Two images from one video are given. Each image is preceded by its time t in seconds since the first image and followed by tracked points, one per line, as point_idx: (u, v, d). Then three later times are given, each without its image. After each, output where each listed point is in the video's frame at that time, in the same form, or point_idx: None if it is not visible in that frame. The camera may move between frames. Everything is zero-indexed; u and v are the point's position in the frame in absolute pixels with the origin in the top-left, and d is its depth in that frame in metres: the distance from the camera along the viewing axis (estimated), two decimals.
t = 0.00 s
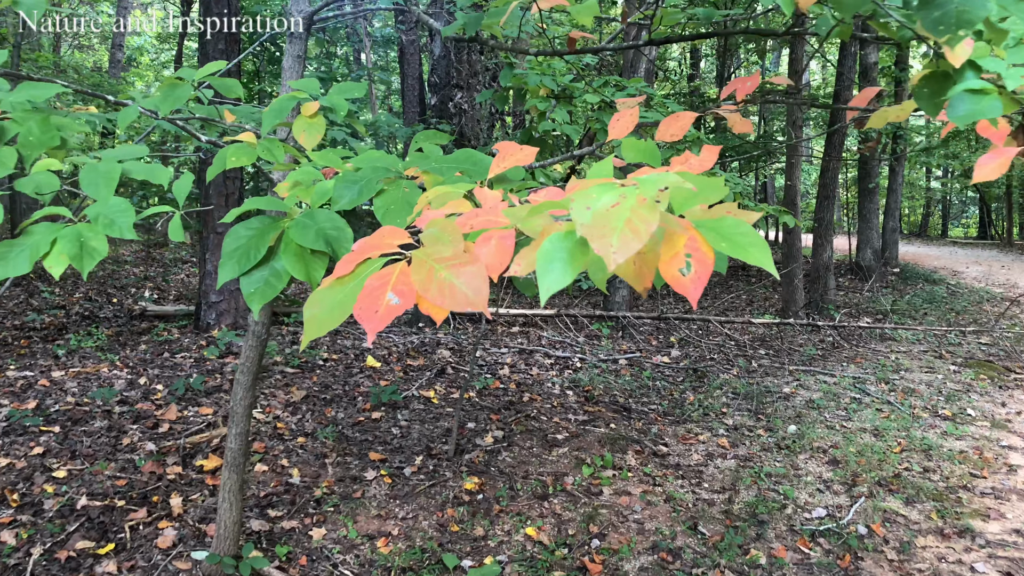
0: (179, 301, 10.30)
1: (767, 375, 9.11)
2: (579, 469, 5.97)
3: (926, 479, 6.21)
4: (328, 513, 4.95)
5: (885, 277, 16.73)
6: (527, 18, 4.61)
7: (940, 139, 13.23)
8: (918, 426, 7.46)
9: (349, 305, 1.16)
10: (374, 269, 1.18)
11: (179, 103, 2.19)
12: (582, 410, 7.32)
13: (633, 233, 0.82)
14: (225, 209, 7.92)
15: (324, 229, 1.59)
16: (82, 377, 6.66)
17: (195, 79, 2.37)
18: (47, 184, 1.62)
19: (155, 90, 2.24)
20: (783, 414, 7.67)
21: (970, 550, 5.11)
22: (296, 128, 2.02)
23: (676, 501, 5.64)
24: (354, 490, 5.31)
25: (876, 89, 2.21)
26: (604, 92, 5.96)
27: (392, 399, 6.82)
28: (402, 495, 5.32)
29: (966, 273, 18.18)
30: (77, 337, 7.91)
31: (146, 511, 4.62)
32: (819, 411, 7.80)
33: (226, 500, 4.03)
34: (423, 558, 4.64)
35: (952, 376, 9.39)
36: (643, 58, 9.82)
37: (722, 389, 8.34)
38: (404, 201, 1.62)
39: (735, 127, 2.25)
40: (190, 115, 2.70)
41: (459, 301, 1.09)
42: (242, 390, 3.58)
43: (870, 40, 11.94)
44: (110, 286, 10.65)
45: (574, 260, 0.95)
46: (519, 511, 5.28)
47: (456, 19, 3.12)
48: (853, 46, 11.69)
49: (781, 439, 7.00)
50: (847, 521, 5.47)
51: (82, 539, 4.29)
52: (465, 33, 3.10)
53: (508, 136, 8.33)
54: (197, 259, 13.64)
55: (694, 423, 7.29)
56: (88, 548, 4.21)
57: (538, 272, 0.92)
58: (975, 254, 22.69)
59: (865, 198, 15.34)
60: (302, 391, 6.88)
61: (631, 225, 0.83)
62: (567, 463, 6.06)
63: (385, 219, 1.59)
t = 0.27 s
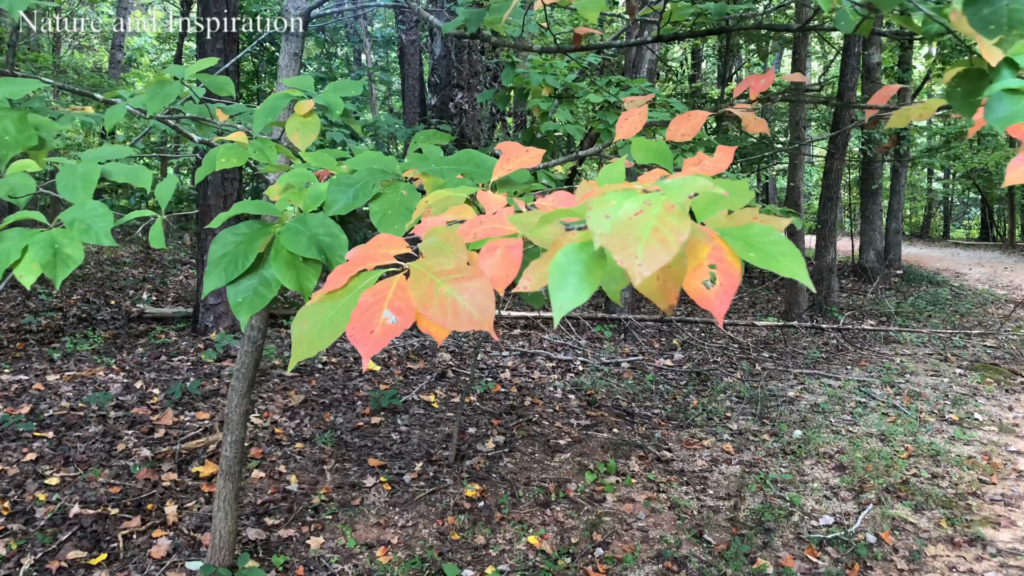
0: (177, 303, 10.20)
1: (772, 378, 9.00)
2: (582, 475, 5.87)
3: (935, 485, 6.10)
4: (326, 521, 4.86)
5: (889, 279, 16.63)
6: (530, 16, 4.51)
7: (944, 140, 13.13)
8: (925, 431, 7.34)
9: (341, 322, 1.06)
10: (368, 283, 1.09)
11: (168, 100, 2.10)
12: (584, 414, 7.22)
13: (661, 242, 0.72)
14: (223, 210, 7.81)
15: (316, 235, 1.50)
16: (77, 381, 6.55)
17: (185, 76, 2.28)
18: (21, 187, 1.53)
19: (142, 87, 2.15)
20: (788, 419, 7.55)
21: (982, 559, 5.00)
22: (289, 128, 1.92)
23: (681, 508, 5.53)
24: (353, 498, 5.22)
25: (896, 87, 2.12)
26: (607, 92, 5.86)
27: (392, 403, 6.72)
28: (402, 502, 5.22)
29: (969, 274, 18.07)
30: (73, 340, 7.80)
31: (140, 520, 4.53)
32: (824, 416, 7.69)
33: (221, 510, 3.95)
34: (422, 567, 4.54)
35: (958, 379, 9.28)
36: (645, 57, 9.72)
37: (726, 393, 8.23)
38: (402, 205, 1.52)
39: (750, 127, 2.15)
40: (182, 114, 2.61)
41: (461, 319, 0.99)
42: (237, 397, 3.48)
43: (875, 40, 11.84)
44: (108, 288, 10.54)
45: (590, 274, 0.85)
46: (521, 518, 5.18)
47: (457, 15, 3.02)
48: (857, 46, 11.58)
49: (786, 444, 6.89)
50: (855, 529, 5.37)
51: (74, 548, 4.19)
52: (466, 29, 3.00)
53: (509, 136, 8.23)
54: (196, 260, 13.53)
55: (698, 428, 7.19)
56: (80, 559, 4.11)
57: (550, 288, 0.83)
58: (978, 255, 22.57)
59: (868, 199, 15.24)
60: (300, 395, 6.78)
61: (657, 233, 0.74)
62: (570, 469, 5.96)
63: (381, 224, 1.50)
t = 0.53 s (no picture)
0: (176, 306, 10.12)
1: (777, 381, 8.91)
2: (587, 481, 5.78)
3: (944, 491, 6.00)
4: (327, 528, 4.79)
5: (892, 281, 16.53)
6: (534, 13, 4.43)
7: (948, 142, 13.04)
8: (933, 435, 7.22)
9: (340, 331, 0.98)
10: (370, 290, 1.00)
11: (161, 99, 2.02)
12: (588, 418, 7.13)
13: (703, 247, 0.64)
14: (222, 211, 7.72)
15: (316, 239, 1.42)
16: (75, 384, 6.46)
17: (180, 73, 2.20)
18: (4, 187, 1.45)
19: (135, 85, 2.07)
20: (794, 423, 7.45)
21: (994, 567, 4.90)
22: (287, 126, 1.84)
23: (688, 515, 5.45)
24: (354, 504, 5.13)
25: (921, 83, 2.03)
26: (612, 91, 5.78)
27: (393, 407, 6.64)
28: (404, 509, 5.14)
29: (973, 276, 17.97)
30: (71, 343, 7.71)
31: (137, 527, 4.44)
32: (831, 420, 7.59)
33: (219, 517, 3.87)
34: None
35: (965, 382, 9.18)
36: (649, 57, 9.63)
37: (731, 396, 8.13)
38: (406, 206, 1.44)
39: (768, 125, 2.06)
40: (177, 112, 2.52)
41: (472, 329, 0.91)
42: (235, 402, 3.38)
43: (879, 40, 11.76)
44: (107, 290, 10.44)
45: (617, 281, 0.76)
46: (525, 525, 5.09)
47: (461, 12, 2.93)
48: (861, 46, 11.49)
49: (793, 449, 6.80)
50: (865, 536, 5.28)
51: (70, 557, 4.10)
52: (470, 25, 2.92)
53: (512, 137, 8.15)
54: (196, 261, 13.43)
55: (703, 432, 7.10)
56: (76, 568, 4.03)
57: (574, 298, 0.74)
58: (981, 257, 22.47)
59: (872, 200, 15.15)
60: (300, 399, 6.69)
61: (698, 236, 0.65)
62: (574, 474, 5.88)
63: (384, 227, 1.41)
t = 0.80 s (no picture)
0: (176, 306, 10.01)
1: (783, 382, 8.80)
2: (593, 485, 5.68)
3: (956, 495, 5.89)
4: (329, 533, 4.70)
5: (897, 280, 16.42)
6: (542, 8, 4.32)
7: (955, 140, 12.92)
8: (943, 438, 7.09)
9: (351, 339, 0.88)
10: (384, 294, 0.90)
11: (157, 91, 1.92)
12: (593, 420, 7.03)
13: (787, 250, 0.54)
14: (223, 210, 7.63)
15: (321, 239, 1.32)
16: (73, 386, 6.36)
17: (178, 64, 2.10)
18: None
19: (129, 77, 1.97)
20: (801, 425, 7.34)
21: (1009, 574, 4.79)
22: (290, 120, 1.74)
23: (696, 520, 5.35)
24: (356, 509, 5.04)
25: (956, 76, 1.91)
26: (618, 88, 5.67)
27: (396, 409, 6.54)
28: (407, 514, 5.05)
29: (978, 276, 17.85)
30: (69, 344, 7.60)
31: (135, 533, 4.34)
32: (839, 421, 7.48)
33: (219, 524, 3.77)
34: None
35: (973, 383, 9.07)
36: (653, 55, 9.53)
37: (738, 398, 8.02)
38: (418, 204, 1.34)
39: (795, 120, 1.95)
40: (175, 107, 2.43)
41: (499, 339, 0.81)
42: (235, 407, 3.27)
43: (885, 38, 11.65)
44: (106, 289, 10.34)
45: (673, 287, 0.67)
46: (530, 531, 4.99)
47: (468, 4, 2.83)
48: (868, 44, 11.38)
49: (801, 452, 6.69)
50: (877, 542, 5.18)
51: (66, 563, 4.01)
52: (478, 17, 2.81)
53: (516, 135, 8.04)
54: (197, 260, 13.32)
55: (710, 434, 6.99)
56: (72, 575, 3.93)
57: (623, 306, 0.65)
58: (985, 257, 22.35)
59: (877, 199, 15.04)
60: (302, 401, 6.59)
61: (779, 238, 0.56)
62: (580, 478, 5.78)
63: (394, 227, 1.31)
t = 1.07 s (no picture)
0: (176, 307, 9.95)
1: (787, 384, 8.72)
2: (595, 489, 5.62)
3: (962, 499, 5.80)
4: (328, 538, 4.64)
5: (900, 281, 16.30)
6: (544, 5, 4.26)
7: (958, 140, 12.84)
8: (948, 440, 6.99)
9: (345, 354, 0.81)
10: (380, 306, 0.84)
11: (148, 90, 1.86)
12: (595, 423, 6.97)
13: (828, 264, 0.47)
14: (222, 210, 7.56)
15: (317, 244, 1.26)
16: (70, 389, 6.29)
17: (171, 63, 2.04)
18: None
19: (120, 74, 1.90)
20: (805, 427, 7.26)
21: None
22: (285, 119, 1.68)
23: (700, 524, 5.28)
24: (356, 513, 4.98)
25: (973, 73, 1.85)
26: (622, 87, 5.60)
27: (396, 412, 6.48)
28: (407, 518, 4.99)
29: (981, 276, 17.77)
30: (67, 345, 7.54)
31: (132, 539, 4.28)
32: (843, 423, 7.40)
33: (216, 530, 3.72)
34: None
35: (978, 385, 8.98)
36: (655, 54, 9.46)
37: (741, 400, 7.95)
38: (417, 207, 1.28)
39: (807, 119, 1.89)
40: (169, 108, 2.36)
41: (503, 356, 0.74)
42: (233, 411, 3.21)
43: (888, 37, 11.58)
44: (105, 290, 10.27)
45: (695, 302, 0.60)
46: (532, 536, 4.93)
47: (468, 1, 2.77)
48: (870, 43, 11.31)
49: (805, 455, 6.62)
50: (883, 547, 5.11)
51: (61, 570, 3.94)
52: (479, 13, 2.75)
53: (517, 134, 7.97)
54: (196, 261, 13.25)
55: (713, 437, 6.92)
56: None
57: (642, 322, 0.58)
58: (987, 257, 22.24)
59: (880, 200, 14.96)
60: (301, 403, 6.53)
61: (820, 246, 0.48)
62: (582, 482, 5.72)
63: (393, 231, 1.25)
